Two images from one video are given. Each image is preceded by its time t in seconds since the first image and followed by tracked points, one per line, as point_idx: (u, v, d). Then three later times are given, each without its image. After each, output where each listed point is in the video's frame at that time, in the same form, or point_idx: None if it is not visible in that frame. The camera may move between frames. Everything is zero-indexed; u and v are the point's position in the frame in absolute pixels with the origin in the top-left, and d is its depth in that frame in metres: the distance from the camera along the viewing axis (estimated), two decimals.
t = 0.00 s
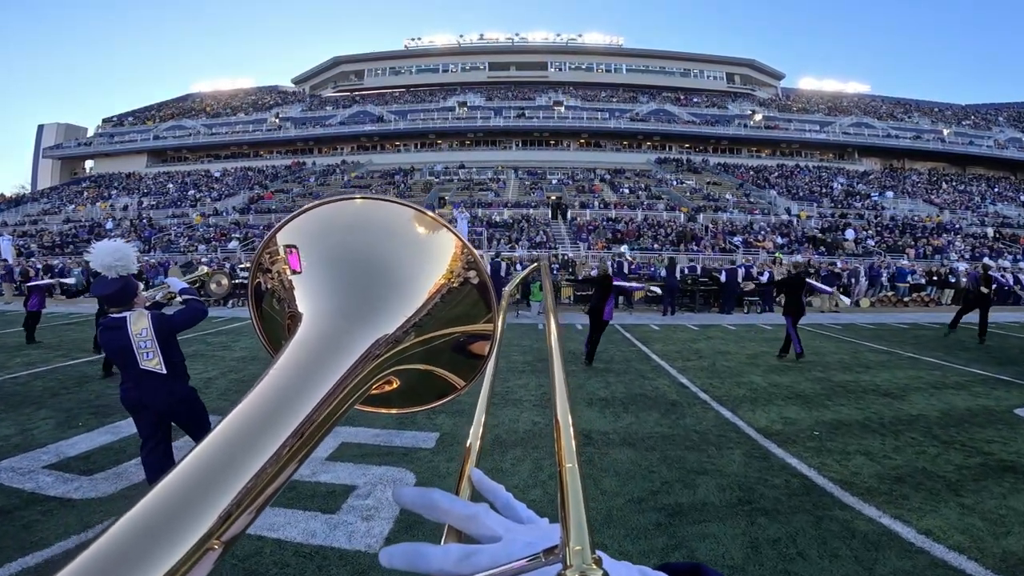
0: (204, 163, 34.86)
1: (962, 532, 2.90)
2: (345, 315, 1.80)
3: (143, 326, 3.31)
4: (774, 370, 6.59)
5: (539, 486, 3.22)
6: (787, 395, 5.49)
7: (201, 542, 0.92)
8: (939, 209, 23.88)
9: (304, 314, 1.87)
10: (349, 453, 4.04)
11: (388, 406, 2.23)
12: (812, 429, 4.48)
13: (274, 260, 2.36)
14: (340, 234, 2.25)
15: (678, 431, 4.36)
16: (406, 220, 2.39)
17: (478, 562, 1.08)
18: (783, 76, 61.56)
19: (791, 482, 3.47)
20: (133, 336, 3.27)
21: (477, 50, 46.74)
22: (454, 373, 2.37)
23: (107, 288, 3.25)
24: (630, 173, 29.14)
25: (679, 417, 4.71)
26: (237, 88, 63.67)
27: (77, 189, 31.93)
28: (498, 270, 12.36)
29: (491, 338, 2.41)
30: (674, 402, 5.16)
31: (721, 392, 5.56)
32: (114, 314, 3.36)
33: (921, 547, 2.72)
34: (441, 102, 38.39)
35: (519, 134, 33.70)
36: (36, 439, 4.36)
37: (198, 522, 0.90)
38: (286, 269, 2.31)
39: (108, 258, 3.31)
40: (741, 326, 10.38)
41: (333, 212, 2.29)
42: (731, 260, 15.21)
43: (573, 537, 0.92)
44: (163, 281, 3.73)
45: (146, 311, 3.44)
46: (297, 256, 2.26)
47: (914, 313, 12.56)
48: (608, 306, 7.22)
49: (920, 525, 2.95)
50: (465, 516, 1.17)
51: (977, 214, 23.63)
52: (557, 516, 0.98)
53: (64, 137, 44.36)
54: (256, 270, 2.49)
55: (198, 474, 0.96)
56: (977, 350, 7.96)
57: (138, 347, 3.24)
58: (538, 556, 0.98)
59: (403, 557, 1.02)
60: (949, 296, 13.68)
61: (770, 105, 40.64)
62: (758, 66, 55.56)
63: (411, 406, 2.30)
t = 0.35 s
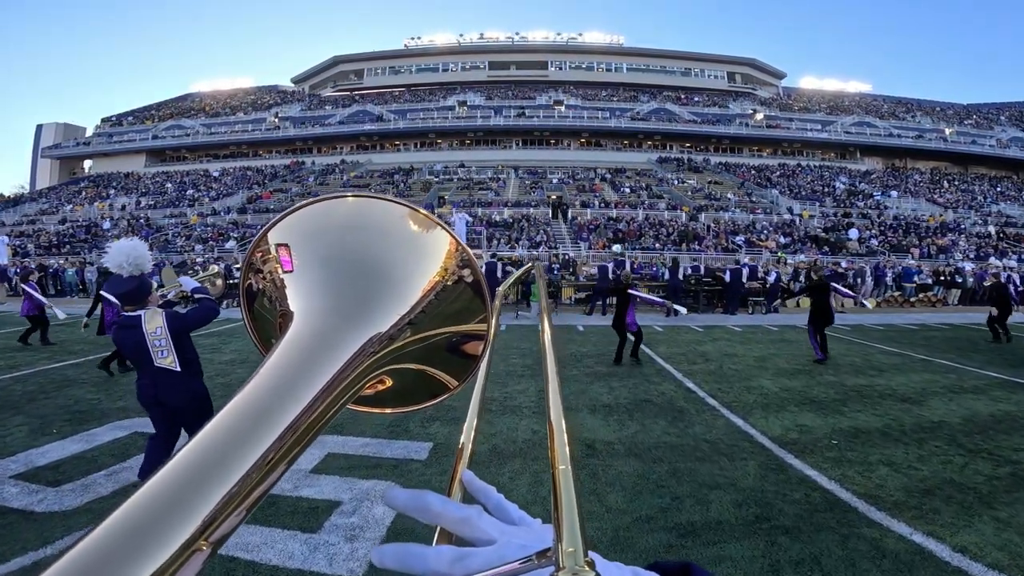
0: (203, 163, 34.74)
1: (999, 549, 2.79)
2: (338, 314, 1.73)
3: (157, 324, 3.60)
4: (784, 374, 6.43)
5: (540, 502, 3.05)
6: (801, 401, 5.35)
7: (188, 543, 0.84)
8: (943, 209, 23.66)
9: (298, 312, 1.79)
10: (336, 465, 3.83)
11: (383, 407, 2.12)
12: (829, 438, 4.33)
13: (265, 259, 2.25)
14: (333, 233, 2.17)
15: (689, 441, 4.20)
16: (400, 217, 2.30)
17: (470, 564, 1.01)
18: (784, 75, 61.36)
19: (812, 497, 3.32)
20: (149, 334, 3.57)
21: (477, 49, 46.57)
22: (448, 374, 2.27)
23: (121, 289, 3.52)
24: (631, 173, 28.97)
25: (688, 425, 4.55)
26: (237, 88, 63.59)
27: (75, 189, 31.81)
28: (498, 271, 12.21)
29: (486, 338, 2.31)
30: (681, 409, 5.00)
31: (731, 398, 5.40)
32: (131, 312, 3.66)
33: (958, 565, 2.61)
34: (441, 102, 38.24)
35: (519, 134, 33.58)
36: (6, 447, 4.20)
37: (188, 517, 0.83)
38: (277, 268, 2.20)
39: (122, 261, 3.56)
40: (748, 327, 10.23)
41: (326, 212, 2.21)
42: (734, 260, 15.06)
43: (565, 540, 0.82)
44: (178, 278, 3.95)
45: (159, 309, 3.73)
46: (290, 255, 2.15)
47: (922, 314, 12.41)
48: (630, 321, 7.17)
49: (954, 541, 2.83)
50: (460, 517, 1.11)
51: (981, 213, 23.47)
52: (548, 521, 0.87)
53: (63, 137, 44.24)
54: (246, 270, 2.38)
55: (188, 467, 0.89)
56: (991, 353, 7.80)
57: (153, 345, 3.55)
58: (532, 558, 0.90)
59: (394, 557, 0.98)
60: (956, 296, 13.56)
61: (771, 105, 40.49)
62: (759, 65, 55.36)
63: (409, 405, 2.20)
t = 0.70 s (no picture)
0: (202, 163, 34.65)
1: None
2: (335, 314, 1.68)
3: (159, 322, 3.57)
4: (796, 380, 6.28)
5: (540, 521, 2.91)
6: (816, 408, 5.21)
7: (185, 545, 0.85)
8: (947, 209, 23.54)
9: (293, 313, 1.72)
10: (321, 481, 3.60)
11: (380, 411, 2.06)
12: (849, 449, 4.18)
13: (261, 262, 2.18)
14: (328, 233, 2.07)
15: (699, 455, 4.01)
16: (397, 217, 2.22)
17: (471, 567, 1.01)
18: (786, 75, 61.21)
19: (836, 515, 3.17)
20: (151, 332, 3.54)
21: (477, 49, 46.45)
22: (448, 375, 2.16)
23: (125, 287, 3.48)
24: (632, 172, 28.86)
25: (698, 436, 4.39)
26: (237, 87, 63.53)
27: (73, 189, 31.74)
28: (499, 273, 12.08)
29: (483, 340, 2.21)
30: (691, 418, 4.84)
31: (740, 406, 5.26)
32: (132, 310, 3.61)
33: None
34: (441, 101, 38.13)
35: (520, 134, 33.51)
36: None
37: (175, 529, 0.81)
38: (274, 270, 2.11)
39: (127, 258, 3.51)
40: (754, 329, 10.10)
41: (321, 213, 2.12)
42: (737, 260, 14.96)
43: (565, 536, 0.88)
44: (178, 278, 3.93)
45: (161, 307, 3.70)
46: (285, 257, 2.07)
47: (931, 315, 12.29)
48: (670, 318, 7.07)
49: (992, 561, 2.72)
50: (458, 528, 1.07)
51: (985, 213, 23.34)
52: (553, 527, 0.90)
53: (62, 137, 44.20)
54: (243, 271, 2.30)
55: (178, 476, 0.88)
56: (1004, 356, 7.65)
57: (155, 344, 3.53)
58: (531, 559, 0.92)
59: (395, 555, 1.00)
60: (963, 297, 13.45)
61: (772, 104, 40.38)
62: (760, 64, 55.23)
63: (408, 407, 2.12)
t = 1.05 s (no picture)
0: (200, 162, 34.52)
1: None
2: (338, 311, 1.62)
3: (162, 324, 3.48)
4: (808, 386, 6.12)
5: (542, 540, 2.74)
6: (832, 416, 5.04)
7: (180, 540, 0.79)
8: (949, 209, 23.44)
9: (294, 309, 1.68)
10: (306, 496, 3.37)
11: (380, 406, 1.97)
12: (872, 461, 4.02)
13: (262, 257, 2.10)
14: (332, 229, 2.02)
15: (714, 468, 3.81)
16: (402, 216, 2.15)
17: (465, 568, 1.02)
18: (786, 75, 61.13)
19: (866, 533, 3.00)
20: (152, 335, 3.45)
21: (476, 48, 46.38)
22: (447, 374, 2.09)
23: (128, 290, 3.35)
24: (632, 172, 28.76)
25: (710, 447, 4.22)
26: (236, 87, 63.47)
27: (70, 189, 31.62)
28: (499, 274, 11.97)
29: (486, 340, 2.12)
30: (702, 427, 4.67)
31: (750, 413, 5.11)
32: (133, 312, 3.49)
33: None
34: (441, 101, 38.05)
35: (519, 134, 33.44)
36: None
37: (180, 512, 0.78)
38: (276, 266, 2.04)
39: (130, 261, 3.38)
40: (760, 332, 9.97)
41: (324, 209, 2.06)
42: (738, 261, 14.84)
43: (564, 541, 0.83)
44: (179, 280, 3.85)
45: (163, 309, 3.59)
46: (287, 253, 2.00)
47: (938, 316, 12.19)
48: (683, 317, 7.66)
49: None
50: (449, 529, 1.10)
51: (987, 214, 23.26)
52: (548, 525, 0.87)
53: (60, 137, 44.09)
54: (244, 270, 2.22)
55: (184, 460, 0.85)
56: (1018, 360, 7.53)
57: (157, 346, 3.44)
58: (530, 560, 0.90)
59: (392, 550, 1.01)
60: (968, 297, 13.36)
61: (773, 104, 40.29)
62: (761, 65, 55.22)
63: (407, 405, 2.05)
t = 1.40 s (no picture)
0: (198, 162, 34.40)
1: None
2: (340, 306, 1.60)
3: (166, 321, 3.41)
4: (825, 393, 5.98)
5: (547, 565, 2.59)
6: (855, 425, 4.91)
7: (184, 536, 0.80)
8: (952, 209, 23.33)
9: (297, 304, 1.65)
10: (293, 517, 3.17)
11: (387, 400, 2.01)
12: (904, 474, 3.86)
13: (265, 251, 2.05)
14: (335, 222, 1.97)
15: (734, 484, 3.64)
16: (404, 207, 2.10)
17: (468, 562, 0.95)
18: (787, 75, 61.06)
19: (906, 553, 2.84)
20: (157, 332, 3.37)
21: (476, 48, 46.29)
22: (451, 366, 2.09)
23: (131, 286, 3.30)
24: (633, 172, 28.64)
25: (729, 460, 4.04)
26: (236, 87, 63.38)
27: (68, 189, 31.50)
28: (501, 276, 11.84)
29: (489, 332, 2.12)
30: (717, 438, 4.51)
31: (766, 423, 4.96)
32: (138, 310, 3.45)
33: None
34: (441, 100, 37.94)
35: (520, 134, 33.36)
36: None
37: (167, 529, 0.75)
38: (279, 260, 2.01)
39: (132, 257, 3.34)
40: (769, 335, 9.84)
41: (327, 201, 2.01)
42: (742, 262, 14.73)
43: (567, 534, 0.81)
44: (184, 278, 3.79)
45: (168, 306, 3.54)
46: (290, 246, 1.96)
47: (946, 318, 12.06)
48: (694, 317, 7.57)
49: None
50: (453, 521, 0.99)
51: (992, 214, 23.16)
52: (551, 516, 0.87)
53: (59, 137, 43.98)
54: (248, 263, 2.15)
55: (173, 475, 0.83)
56: None
57: (161, 343, 3.36)
58: (531, 553, 0.86)
59: (394, 543, 0.88)
60: (976, 299, 13.23)
61: (775, 104, 40.18)
62: (762, 65, 55.15)
63: (417, 396, 2.07)
